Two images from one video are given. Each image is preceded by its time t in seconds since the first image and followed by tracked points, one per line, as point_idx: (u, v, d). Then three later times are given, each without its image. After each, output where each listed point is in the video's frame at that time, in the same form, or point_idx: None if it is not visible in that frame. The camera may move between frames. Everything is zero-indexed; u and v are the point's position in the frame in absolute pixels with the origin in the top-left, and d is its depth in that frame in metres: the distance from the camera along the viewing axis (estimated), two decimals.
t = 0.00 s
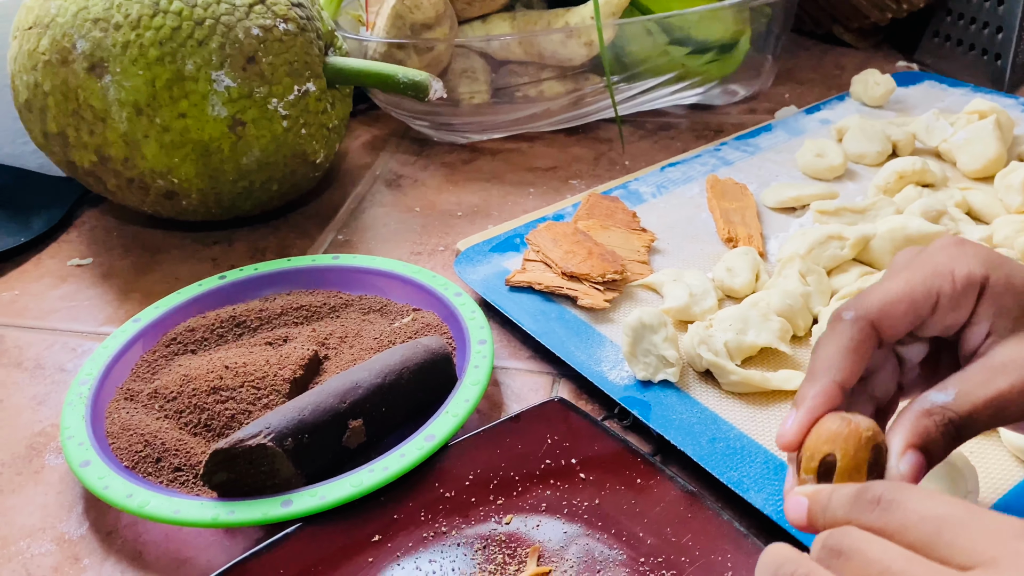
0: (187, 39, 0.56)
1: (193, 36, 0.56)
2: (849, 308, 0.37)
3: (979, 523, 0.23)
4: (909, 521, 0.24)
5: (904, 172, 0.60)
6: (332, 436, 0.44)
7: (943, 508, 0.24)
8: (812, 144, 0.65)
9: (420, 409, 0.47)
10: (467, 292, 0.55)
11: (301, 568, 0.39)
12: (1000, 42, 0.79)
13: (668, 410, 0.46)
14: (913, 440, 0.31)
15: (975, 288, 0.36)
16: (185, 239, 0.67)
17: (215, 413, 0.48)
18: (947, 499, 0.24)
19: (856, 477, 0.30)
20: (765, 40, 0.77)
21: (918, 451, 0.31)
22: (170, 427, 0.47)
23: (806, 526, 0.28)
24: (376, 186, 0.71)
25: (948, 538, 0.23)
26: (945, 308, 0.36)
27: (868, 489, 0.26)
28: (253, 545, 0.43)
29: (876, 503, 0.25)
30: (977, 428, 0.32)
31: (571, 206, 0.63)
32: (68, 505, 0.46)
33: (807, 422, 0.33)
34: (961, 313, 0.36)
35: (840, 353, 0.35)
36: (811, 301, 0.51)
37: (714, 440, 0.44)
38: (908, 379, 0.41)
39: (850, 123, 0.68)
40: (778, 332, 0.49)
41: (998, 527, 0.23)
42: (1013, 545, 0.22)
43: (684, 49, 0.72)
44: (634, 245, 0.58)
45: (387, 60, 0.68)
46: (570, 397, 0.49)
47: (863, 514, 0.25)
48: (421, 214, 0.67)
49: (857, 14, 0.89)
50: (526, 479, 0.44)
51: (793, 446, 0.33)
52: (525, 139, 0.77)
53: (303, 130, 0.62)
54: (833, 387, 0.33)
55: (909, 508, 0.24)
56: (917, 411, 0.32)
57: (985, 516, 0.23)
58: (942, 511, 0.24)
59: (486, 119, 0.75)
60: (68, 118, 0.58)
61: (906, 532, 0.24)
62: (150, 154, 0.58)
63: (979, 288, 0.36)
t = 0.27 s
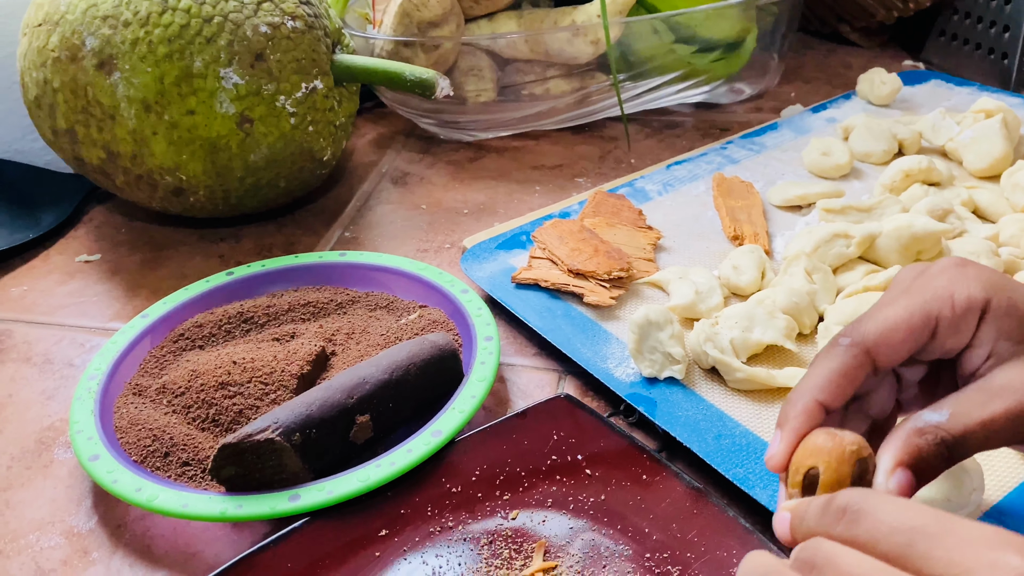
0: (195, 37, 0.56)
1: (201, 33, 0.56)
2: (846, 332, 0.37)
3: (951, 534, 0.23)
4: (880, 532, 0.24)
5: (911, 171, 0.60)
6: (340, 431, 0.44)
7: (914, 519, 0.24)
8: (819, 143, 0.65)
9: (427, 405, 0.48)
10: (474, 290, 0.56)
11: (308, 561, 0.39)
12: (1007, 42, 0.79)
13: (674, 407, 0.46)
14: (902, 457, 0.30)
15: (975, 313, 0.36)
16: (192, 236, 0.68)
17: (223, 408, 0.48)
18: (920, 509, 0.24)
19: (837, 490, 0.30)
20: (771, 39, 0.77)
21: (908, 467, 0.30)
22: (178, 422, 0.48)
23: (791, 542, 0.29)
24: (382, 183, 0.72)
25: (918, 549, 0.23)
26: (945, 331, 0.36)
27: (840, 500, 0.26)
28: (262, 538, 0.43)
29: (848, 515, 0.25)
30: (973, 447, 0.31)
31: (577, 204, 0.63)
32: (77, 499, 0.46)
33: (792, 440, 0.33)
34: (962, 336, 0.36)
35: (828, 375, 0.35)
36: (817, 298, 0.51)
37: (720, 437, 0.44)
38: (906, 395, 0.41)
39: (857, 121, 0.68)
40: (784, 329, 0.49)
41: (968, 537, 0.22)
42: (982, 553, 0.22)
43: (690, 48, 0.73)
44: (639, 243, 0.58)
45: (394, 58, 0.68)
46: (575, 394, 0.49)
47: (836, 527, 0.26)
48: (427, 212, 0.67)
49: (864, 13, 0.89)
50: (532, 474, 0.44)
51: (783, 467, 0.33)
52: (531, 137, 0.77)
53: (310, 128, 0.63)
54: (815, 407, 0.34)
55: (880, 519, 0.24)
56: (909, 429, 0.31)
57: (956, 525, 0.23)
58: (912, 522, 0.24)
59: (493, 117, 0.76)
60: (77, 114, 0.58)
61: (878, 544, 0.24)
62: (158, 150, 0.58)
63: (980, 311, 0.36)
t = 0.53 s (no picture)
0: (201, 33, 0.56)
1: (207, 29, 0.56)
2: (838, 328, 0.37)
3: (930, 520, 0.23)
4: (859, 521, 0.24)
5: (914, 169, 0.60)
6: (345, 424, 0.44)
7: (891, 507, 0.24)
8: (823, 140, 0.65)
9: (430, 399, 0.48)
10: (478, 285, 0.56)
11: (313, 553, 0.39)
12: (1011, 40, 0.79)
13: (677, 402, 0.46)
14: (889, 451, 0.30)
15: (967, 311, 0.36)
16: (198, 232, 0.68)
17: (228, 401, 0.48)
18: (898, 497, 0.24)
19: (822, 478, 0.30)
20: (775, 37, 0.78)
21: (895, 461, 0.30)
22: (184, 415, 0.48)
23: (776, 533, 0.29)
24: (387, 180, 0.72)
25: (898, 538, 0.23)
26: (937, 329, 0.36)
27: (817, 490, 0.26)
28: (267, 530, 0.43)
29: (826, 504, 0.25)
30: (969, 443, 0.32)
31: (580, 200, 0.64)
32: (84, 491, 0.47)
33: (780, 432, 0.33)
34: (953, 335, 0.36)
35: (819, 368, 0.35)
36: (820, 294, 0.51)
37: (722, 432, 0.44)
38: (901, 394, 0.41)
39: (861, 119, 0.68)
40: (787, 325, 0.49)
41: (946, 525, 0.23)
42: (961, 541, 0.22)
43: (694, 45, 0.73)
44: (643, 239, 0.58)
45: (399, 55, 0.68)
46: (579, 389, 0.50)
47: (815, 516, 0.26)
48: (431, 208, 0.67)
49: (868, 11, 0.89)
50: (535, 468, 0.44)
51: (771, 460, 0.33)
52: (534, 134, 0.77)
53: (315, 124, 0.63)
54: (804, 399, 0.34)
55: (859, 508, 0.24)
56: (897, 424, 0.31)
57: (935, 513, 0.23)
58: (891, 510, 0.24)
59: (497, 114, 0.76)
60: (84, 110, 0.58)
61: (857, 532, 0.24)
62: (164, 146, 0.59)
63: (971, 309, 0.36)
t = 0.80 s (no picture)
0: (212, 25, 0.57)
1: (218, 21, 0.57)
2: (839, 318, 0.37)
3: (925, 494, 0.23)
4: (856, 491, 0.25)
5: (922, 162, 0.60)
6: (356, 412, 0.44)
7: (888, 480, 0.24)
8: (830, 134, 0.65)
9: (440, 388, 0.48)
10: (487, 277, 0.56)
11: (325, 537, 0.40)
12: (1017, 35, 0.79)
13: (685, 391, 0.46)
14: (892, 426, 0.30)
15: (969, 301, 0.36)
16: (207, 224, 0.69)
17: (239, 390, 0.49)
18: (893, 471, 0.25)
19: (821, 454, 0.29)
20: (781, 32, 0.78)
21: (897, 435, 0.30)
22: (195, 403, 0.48)
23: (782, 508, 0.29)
24: (394, 173, 0.72)
25: (895, 507, 0.24)
26: (939, 318, 0.37)
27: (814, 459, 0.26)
28: (278, 516, 0.44)
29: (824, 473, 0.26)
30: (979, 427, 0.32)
31: (588, 193, 0.64)
32: (96, 479, 0.47)
33: (779, 416, 0.33)
34: (961, 323, 0.37)
35: (818, 354, 0.36)
36: (828, 285, 0.51)
37: (731, 420, 0.44)
38: (902, 384, 0.42)
39: (868, 113, 0.68)
40: (795, 315, 0.49)
41: (941, 499, 0.23)
42: (956, 514, 0.23)
43: (701, 40, 0.73)
44: (651, 231, 0.58)
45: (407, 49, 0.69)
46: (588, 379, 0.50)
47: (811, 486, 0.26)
48: (439, 201, 0.68)
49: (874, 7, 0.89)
50: (545, 456, 0.44)
51: (771, 444, 0.33)
52: (542, 128, 0.78)
53: (324, 116, 0.63)
54: (801, 385, 0.35)
55: (857, 479, 0.25)
56: (901, 401, 0.31)
57: (930, 487, 0.24)
58: (887, 481, 0.24)
59: (504, 108, 0.76)
60: (95, 101, 0.59)
61: (854, 502, 0.24)
62: (174, 138, 0.59)
63: (973, 299, 0.36)
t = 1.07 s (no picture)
0: (223, 24, 0.57)
1: (229, 21, 0.57)
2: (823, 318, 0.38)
3: (877, 532, 0.21)
4: (817, 524, 0.23)
5: (928, 161, 0.61)
6: (367, 408, 0.45)
7: (846, 513, 0.22)
8: (836, 134, 0.65)
9: (450, 385, 0.48)
10: (495, 275, 0.57)
11: (337, 532, 0.40)
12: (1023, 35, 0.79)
13: (693, 389, 0.47)
14: (884, 396, 0.28)
15: (946, 293, 0.37)
16: (216, 222, 0.69)
17: (251, 386, 0.49)
18: (857, 504, 0.22)
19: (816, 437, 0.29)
20: (787, 32, 0.78)
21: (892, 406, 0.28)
22: (207, 399, 0.49)
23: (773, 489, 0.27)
24: (402, 172, 0.73)
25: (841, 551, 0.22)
26: (918, 313, 0.37)
27: (787, 479, 0.25)
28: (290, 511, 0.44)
29: (792, 500, 0.24)
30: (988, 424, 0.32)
31: (595, 192, 0.64)
32: (109, 473, 0.47)
33: (768, 414, 0.33)
34: (967, 320, 0.37)
35: (804, 353, 0.36)
36: (835, 283, 0.51)
37: (740, 418, 0.44)
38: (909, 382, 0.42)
39: (874, 113, 0.68)
40: (803, 314, 0.49)
41: (889, 539, 0.21)
42: (888, 558, 0.21)
43: (708, 40, 0.73)
44: (658, 230, 0.59)
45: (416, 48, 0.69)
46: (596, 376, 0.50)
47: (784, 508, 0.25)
48: (447, 200, 0.68)
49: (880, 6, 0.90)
50: (554, 452, 0.45)
51: (764, 443, 0.33)
52: (549, 128, 0.78)
53: (334, 115, 0.64)
54: (788, 381, 0.34)
55: (820, 508, 0.23)
56: (896, 377, 0.29)
57: (885, 525, 0.22)
58: (845, 516, 0.22)
59: (511, 107, 0.77)
60: (107, 100, 0.59)
61: (815, 533, 0.23)
62: (185, 136, 0.59)
63: (949, 294, 0.37)
